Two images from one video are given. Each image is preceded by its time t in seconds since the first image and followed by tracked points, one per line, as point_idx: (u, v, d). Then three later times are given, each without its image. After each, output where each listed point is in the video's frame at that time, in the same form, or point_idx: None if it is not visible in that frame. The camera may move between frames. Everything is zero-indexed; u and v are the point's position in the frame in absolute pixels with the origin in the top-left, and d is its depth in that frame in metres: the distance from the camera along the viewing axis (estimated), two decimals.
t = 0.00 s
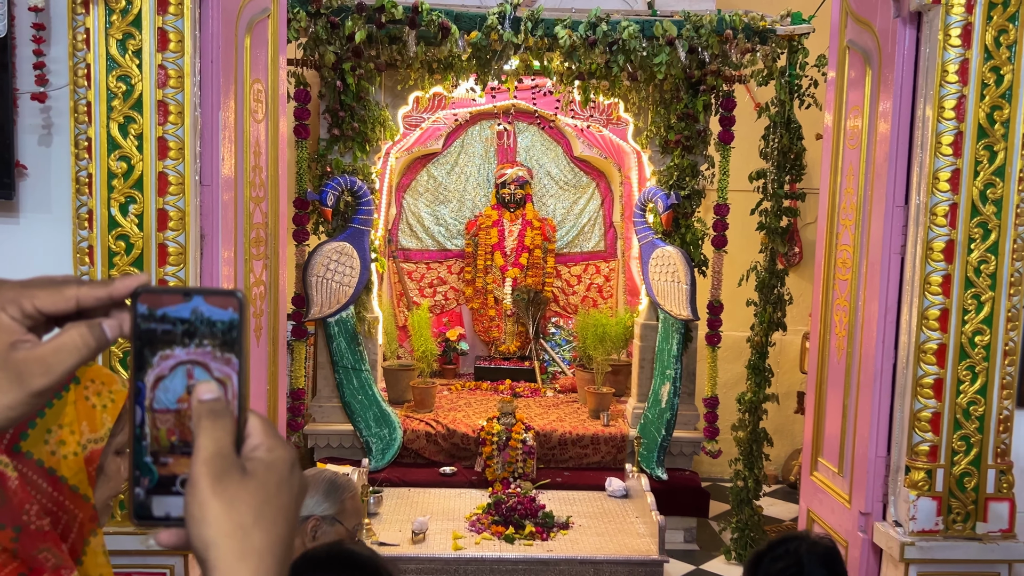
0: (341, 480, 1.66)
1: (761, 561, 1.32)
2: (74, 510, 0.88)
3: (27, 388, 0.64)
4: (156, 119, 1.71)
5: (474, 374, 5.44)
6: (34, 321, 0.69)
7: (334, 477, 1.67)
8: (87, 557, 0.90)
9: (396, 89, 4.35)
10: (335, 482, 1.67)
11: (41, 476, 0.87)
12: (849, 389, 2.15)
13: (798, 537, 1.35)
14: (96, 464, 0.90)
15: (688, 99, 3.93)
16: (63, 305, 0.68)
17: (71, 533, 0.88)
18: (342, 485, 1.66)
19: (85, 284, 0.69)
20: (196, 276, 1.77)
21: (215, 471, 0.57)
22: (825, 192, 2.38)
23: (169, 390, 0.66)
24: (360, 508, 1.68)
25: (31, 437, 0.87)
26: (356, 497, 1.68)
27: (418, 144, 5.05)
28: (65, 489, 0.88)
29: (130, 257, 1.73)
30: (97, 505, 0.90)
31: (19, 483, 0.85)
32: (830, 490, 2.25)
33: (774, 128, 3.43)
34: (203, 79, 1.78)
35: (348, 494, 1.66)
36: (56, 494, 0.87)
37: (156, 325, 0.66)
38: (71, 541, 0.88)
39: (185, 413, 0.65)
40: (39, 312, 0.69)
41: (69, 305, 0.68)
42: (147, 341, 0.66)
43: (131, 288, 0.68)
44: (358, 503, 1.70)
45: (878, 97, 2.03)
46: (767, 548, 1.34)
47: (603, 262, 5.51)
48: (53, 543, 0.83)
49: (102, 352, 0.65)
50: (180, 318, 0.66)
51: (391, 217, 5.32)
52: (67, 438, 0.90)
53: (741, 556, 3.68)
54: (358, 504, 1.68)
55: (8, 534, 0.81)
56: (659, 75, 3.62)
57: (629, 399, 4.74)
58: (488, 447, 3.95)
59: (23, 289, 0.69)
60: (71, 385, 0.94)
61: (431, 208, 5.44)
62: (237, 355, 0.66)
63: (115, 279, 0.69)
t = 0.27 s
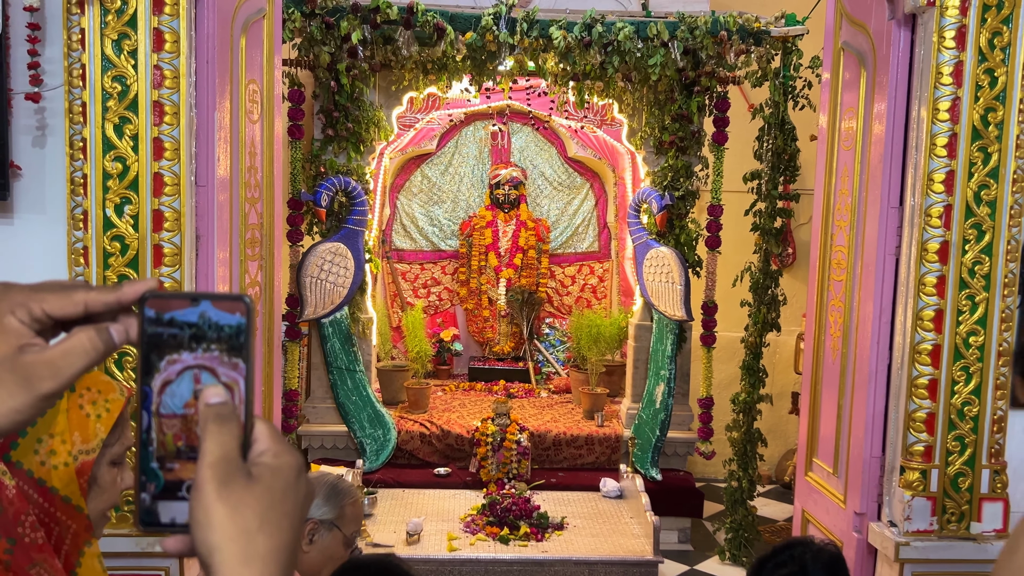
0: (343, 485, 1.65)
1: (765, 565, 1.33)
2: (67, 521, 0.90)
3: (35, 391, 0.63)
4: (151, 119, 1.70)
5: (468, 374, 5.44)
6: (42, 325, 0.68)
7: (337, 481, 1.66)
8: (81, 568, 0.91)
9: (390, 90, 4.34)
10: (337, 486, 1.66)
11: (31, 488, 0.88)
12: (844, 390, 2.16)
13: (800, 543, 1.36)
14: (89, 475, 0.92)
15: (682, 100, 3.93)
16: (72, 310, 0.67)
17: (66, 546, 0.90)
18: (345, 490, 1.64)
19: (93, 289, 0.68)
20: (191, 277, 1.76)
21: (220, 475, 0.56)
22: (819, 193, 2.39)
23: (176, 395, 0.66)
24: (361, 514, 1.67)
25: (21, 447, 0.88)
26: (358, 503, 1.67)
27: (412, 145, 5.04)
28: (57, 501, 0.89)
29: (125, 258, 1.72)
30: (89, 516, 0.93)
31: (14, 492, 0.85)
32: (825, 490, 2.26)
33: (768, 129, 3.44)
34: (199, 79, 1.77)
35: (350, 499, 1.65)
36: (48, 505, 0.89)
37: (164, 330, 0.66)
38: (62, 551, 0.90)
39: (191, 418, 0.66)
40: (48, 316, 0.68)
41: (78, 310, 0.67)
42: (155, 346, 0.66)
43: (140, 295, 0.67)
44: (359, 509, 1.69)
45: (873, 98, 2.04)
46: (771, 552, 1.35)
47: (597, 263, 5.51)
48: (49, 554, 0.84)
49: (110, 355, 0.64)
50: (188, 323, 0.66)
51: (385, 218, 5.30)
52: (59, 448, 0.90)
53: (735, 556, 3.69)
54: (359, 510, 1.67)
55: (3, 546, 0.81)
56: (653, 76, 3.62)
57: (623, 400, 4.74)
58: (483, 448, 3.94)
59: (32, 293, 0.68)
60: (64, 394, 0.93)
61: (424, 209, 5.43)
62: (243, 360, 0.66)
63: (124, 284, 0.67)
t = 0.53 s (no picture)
0: (342, 490, 1.66)
1: (759, 564, 1.33)
2: (71, 528, 0.89)
3: (28, 394, 0.64)
4: (144, 118, 1.68)
5: (462, 375, 5.43)
6: (36, 326, 0.67)
7: (335, 487, 1.68)
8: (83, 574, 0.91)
9: (383, 90, 4.33)
10: (337, 492, 1.66)
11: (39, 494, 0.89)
12: (837, 390, 2.16)
13: (794, 544, 1.36)
14: (92, 486, 0.89)
15: (675, 100, 3.93)
16: (66, 311, 0.66)
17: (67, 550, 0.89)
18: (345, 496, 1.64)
19: (86, 290, 0.66)
20: (184, 277, 1.74)
21: (214, 478, 0.55)
22: (813, 193, 2.39)
23: (169, 393, 0.64)
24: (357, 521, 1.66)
25: (30, 452, 0.88)
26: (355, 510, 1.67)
27: (406, 144, 5.03)
28: (60, 509, 0.89)
29: (117, 258, 1.70)
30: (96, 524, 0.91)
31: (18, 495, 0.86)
32: (819, 489, 2.26)
33: (762, 129, 3.45)
34: (192, 78, 1.76)
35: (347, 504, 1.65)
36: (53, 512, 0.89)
37: (158, 326, 0.65)
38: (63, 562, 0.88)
39: (185, 417, 0.64)
40: (42, 318, 0.66)
41: (72, 311, 0.66)
42: (148, 343, 0.64)
43: (135, 297, 0.65)
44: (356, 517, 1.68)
45: (867, 98, 2.04)
46: (766, 552, 1.35)
47: (590, 263, 5.52)
48: (48, 560, 0.86)
49: (103, 358, 0.65)
50: (182, 319, 0.65)
51: (378, 218, 5.29)
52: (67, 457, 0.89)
53: (728, 556, 3.70)
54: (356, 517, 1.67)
55: (5, 551, 0.84)
56: (647, 76, 3.62)
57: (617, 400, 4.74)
58: (477, 448, 3.94)
59: (26, 294, 0.67)
60: (80, 401, 0.91)
61: (418, 209, 5.41)
62: (238, 357, 0.65)
63: (118, 285, 0.65)
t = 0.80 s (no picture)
0: (346, 498, 1.66)
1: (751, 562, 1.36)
2: (85, 546, 0.94)
3: (19, 389, 0.62)
4: (137, 118, 1.67)
5: (456, 375, 5.42)
6: (27, 322, 0.68)
7: (340, 495, 1.67)
8: None
9: (377, 89, 4.33)
10: (341, 500, 1.66)
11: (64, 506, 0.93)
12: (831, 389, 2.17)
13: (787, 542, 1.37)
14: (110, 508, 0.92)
15: (669, 100, 3.93)
16: (57, 305, 0.67)
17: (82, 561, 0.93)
18: (348, 505, 1.65)
19: (79, 286, 0.68)
20: (177, 277, 1.74)
21: (205, 485, 0.55)
22: (807, 193, 2.40)
23: (156, 387, 0.65)
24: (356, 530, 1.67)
25: (61, 463, 0.95)
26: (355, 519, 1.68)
27: (399, 144, 5.02)
28: (77, 525, 0.93)
29: (110, 257, 1.69)
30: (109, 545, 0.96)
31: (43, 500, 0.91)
32: (813, 488, 2.27)
33: (756, 129, 3.46)
34: (185, 77, 1.75)
35: (349, 513, 1.65)
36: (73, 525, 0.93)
37: (143, 321, 0.65)
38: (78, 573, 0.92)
39: (173, 412, 0.65)
40: (31, 313, 0.68)
41: (64, 306, 0.68)
42: (136, 338, 0.65)
43: (127, 290, 0.67)
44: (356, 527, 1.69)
45: (861, 99, 2.05)
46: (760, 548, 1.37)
47: (585, 263, 5.52)
48: (63, 569, 0.90)
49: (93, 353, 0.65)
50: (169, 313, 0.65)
51: (372, 217, 5.28)
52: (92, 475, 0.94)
53: (723, 555, 3.71)
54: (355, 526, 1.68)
55: (25, 554, 0.89)
56: (641, 76, 3.62)
57: (612, 399, 4.75)
58: (471, 448, 3.93)
59: (15, 289, 0.68)
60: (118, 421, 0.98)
61: (412, 209, 5.41)
62: (226, 351, 0.65)
63: (111, 280, 0.68)
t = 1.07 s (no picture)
0: (349, 503, 1.66)
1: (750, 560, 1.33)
2: (93, 556, 0.95)
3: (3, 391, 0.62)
4: (131, 119, 1.67)
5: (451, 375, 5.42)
6: (9, 321, 0.69)
7: (343, 498, 1.66)
8: None
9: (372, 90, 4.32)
10: (344, 503, 1.66)
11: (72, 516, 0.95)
12: (825, 390, 2.17)
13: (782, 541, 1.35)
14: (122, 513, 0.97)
15: (664, 100, 3.94)
16: (41, 306, 0.68)
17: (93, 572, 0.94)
18: (350, 508, 1.65)
19: (64, 286, 0.68)
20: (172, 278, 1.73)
21: (192, 496, 0.54)
22: (801, 194, 2.41)
23: (129, 387, 0.64)
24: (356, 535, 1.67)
25: (64, 473, 0.97)
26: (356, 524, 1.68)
27: (395, 145, 5.03)
28: (86, 534, 0.96)
29: (105, 259, 1.69)
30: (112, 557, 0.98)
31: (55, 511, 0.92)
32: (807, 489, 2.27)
33: (750, 130, 3.47)
34: (179, 79, 1.75)
35: (351, 517, 1.65)
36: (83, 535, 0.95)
37: (120, 319, 0.64)
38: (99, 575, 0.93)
39: (145, 411, 0.64)
40: (14, 312, 0.68)
41: (45, 306, 0.68)
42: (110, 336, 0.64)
43: (111, 290, 0.67)
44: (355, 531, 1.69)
45: (854, 100, 2.06)
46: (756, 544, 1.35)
47: (580, 263, 5.52)
48: None
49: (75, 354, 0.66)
50: (144, 312, 0.64)
51: (367, 218, 5.28)
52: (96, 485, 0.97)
53: (718, 555, 3.72)
54: (355, 531, 1.68)
55: (35, 566, 0.87)
56: (636, 77, 3.63)
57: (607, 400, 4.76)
58: (466, 449, 3.94)
59: None
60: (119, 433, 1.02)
61: (407, 209, 5.40)
62: (200, 352, 0.64)
63: (95, 280, 0.67)
